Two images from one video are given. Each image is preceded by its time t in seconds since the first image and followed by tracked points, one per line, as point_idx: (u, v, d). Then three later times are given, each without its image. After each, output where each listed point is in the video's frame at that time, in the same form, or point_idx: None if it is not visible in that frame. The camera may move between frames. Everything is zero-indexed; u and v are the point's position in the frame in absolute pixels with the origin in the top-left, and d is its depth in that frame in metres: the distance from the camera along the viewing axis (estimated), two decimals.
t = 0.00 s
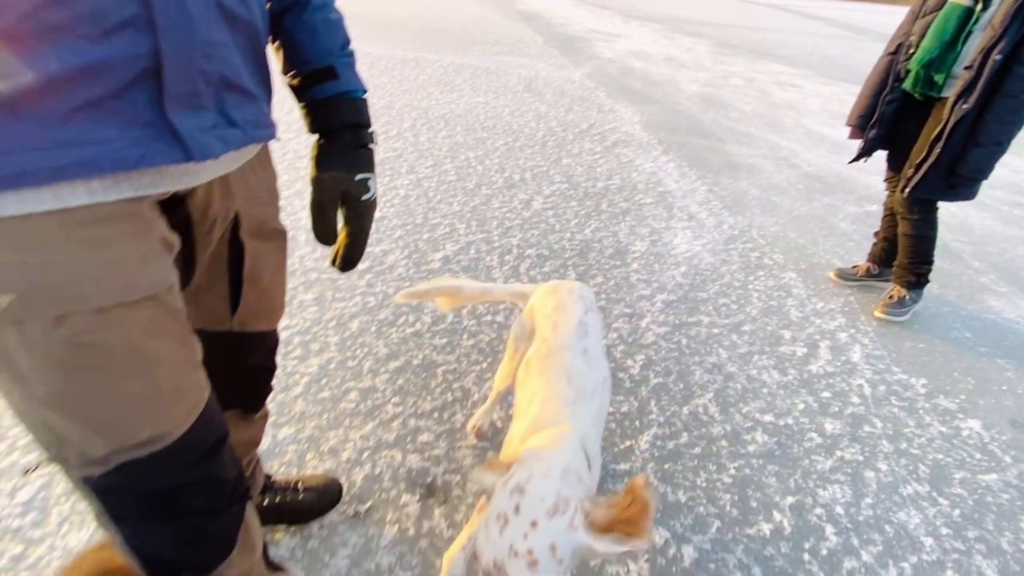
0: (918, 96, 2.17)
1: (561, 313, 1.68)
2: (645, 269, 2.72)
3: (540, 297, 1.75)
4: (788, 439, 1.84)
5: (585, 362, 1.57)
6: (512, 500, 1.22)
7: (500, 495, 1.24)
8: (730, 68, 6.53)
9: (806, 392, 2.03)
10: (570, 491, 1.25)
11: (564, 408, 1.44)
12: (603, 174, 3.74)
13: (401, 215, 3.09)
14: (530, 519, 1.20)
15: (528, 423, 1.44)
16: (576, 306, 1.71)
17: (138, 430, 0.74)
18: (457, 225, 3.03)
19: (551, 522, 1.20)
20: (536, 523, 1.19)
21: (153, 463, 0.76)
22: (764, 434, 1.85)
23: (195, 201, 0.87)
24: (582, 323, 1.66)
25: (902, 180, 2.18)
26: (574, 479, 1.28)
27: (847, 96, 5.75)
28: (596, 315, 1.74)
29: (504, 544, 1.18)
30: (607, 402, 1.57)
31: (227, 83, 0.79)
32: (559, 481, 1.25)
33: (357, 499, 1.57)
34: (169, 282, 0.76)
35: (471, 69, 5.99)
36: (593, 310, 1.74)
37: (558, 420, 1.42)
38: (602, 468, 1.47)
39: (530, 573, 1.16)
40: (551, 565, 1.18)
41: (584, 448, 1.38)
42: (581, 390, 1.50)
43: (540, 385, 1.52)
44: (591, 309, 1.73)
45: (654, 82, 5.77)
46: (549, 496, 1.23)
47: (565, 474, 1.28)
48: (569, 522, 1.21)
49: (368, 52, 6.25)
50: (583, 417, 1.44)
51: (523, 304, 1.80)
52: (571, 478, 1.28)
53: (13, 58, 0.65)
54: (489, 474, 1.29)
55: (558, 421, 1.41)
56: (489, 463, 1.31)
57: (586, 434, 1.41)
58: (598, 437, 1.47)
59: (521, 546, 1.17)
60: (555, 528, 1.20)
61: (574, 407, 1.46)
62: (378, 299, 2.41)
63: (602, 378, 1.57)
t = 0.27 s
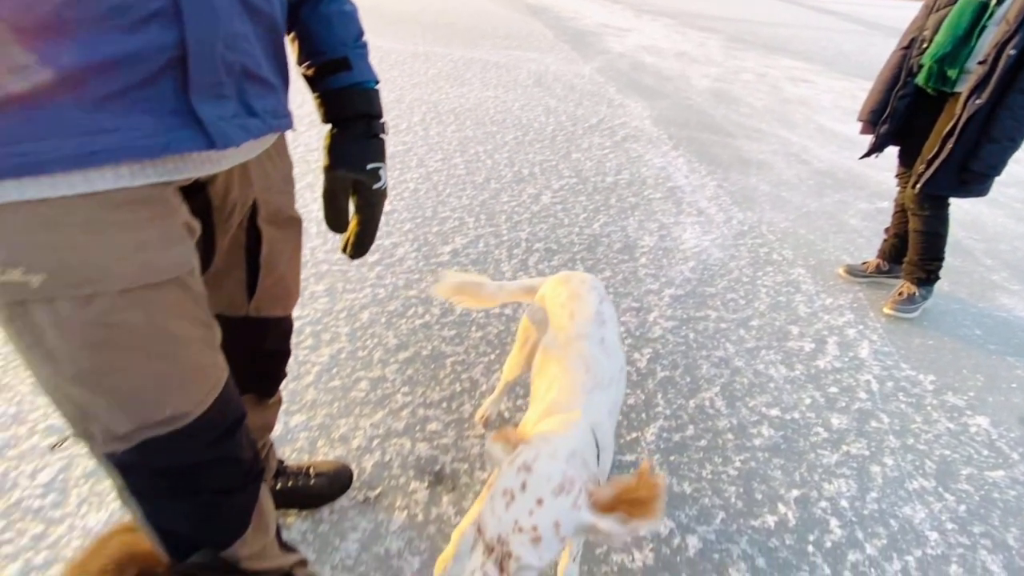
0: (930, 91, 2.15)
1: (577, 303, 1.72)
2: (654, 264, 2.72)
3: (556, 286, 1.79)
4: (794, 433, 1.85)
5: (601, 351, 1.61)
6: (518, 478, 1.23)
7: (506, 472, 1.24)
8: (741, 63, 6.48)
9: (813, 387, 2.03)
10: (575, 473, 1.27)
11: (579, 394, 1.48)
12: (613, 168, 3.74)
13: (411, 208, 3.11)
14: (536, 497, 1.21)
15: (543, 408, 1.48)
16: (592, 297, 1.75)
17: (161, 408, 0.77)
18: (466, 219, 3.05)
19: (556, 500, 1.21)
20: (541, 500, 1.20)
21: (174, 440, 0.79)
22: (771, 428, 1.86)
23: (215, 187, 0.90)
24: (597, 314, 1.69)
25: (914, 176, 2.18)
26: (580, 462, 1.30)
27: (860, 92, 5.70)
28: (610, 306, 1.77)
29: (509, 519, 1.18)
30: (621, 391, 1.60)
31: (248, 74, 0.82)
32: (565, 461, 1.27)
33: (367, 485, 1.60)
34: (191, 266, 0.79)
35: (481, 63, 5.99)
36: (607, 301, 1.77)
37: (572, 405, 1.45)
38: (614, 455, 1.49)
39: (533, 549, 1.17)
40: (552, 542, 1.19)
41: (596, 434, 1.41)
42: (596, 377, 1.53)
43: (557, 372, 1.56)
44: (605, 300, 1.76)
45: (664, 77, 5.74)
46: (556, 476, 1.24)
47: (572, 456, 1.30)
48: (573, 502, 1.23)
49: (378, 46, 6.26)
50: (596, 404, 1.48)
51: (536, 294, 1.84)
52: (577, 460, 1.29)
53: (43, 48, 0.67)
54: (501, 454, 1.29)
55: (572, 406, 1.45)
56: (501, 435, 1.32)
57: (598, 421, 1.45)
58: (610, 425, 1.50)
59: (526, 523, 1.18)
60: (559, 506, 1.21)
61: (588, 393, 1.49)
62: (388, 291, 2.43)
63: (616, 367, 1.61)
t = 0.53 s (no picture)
0: (943, 87, 2.14)
1: (592, 293, 1.75)
2: (661, 259, 2.73)
3: (572, 276, 1.82)
4: (800, 428, 1.86)
5: (615, 340, 1.63)
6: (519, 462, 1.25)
7: (508, 457, 1.27)
8: (752, 58, 6.44)
9: (819, 383, 2.04)
10: (575, 459, 1.30)
11: (591, 382, 1.50)
12: (621, 163, 3.74)
13: (420, 201, 3.13)
14: (535, 481, 1.23)
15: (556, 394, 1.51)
16: (604, 288, 1.77)
17: (179, 388, 0.79)
18: (475, 213, 3.07)
19: (555, 484, 1.24)
20: (541, 485, 1.23)
21: (192, 420, 0.82)
22: (776, 422, 1.87)
23: (234, 173, 0.91)
24: (610, 305, 1.72)
25: (925, 172, 2.17)
26: (581, 448, 1.32)
27: (872, 88, 5.65)
28: (621, 298, 1.80)
29: (509, 503, 1.21)
30: (632, 382, 1.62)
31: (266, 66, 0.84)
32: (566, 447, 1.29)
33: (376, 472, 1.63)
34: (211, 251, 0.81)
35: (491, 57, 5.99)
36: (618, 293, 1.80)
37: (584, 392, 1.48)
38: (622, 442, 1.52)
39: (532, 532, 1.19)
40: (551, 526, 1.22)
41: (604, 422, 1.44)
42: (609, 366, 1.56)
43: (569, 358, 1.59)
44: (616, 292, 1.79)
45: (675, 72, 5.71)
46: (556, 460, 1.26)
47: (574, 442, 1.32)
48: (572, 486, 1.25)
49: (388, 40, 6.27)
50: (607, 392, 1.50)
51: (548, 284, 1.86)
52: (578, 448, 1.31)
53: (72, 37, 0.69)
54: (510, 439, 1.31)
55: (584, 393, 1.47)
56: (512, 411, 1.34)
57: (607, 409, 1.47)
58: (621, 413, 1.52)
59: (526, 506, 1.20)
60: (558, 490, 1.24)
61: (599, 381, 1.51)
62: (397, 283, 2.46)
63: (628, 358, 1.62)
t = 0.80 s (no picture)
0: (955, 83, 2.13)
1: (604, 283, 1.78)
2: (669, 254, 2.73)
3: (584, 268, 1.85)
4: (806, 423, 1.87)
5: (625, 330, 1.66)
6: (517, 455, 1.29)
7: (507, 450, 1.31)
8: (764, 54, 6.39)
9: (825, 378, 2.04)
10: (573, 451, 1.32)
11: (600, 369, 1.54)
12: (630, 159, 3.73)
13: (429, 195, 3.15)
14: (533, 472, 1.26)
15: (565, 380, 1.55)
16: (615, 280, 1.80)
17: (198, 370, 0.82)
18: (483, 207, 3.08)
19: (553, 475, 1.27)
20: (539, 476, 1.25)
21: (209, 401, 0.84)
22: (782, 417, 1.88)
23: (250, 161, 0.93)
24: (621, 296, 1.74)
25: (935, 168, 2.16)
26: (580, 441, 1.35)
27: (885, 84, 5.59)
28: (632, 289, 1.82)
29: (507, 495, 1.24)
30: (643, 370, 1.65)
31: (283, 57, 0.85)
32: (562, 440, 1.32)
33: (384, 460, 1.66)
34: (226, 237, 0.83)
35: (500, 52, 5.98)
36: (628, 285, 1.82)
37: (592, 381, 1.51)
38: (630, 431, 1.54)
39: (530, 523, 1.22)
40: (549, 517, 1.24)
41: (610, 410, 1.47)
42: (618, 355, 1.58)
43: (581, 346, 1.63)
44: (626, 284, 1.81)
45: (685, 67, 5.68)
46: (553, 453, 1.29)
47: (572, 435, 1.35)
48: (569, 478, 1.28)
49: (397, 34, 6.27)
50: (617, 379, 1.54)
51: (560, 276, 1.89)
52: (576, 441, 1.34)
53: (98, 26, 0.71)
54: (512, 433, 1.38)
55: (593, 380, 1.52)
56: (515, 402, 1.43)
57: (615, 397, 1.51)
58: (629, 402, 1.55)
59: (524, 497, 1.23)
60: (555, 481, 1.26)
61: (609, 369, 1.55)
62: (406, 275, 2.48)
63: (640, 346, 1.66)
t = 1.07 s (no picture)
0: (967, 79, 2.11)
1: (613, 275, 1.80)
2: (677, 249, 2.73)
3: (594, 260, 1.87)
4: (811, 418, 1.87)
5: (635, 320, 1.68)
6: (516, 451, 1.30)
7: (506, 446, 1.32)
8: (775, 49, 6.34)
9: (832, 374, 2.04)
10: (573, 447, 1.33)
11: (607, 359, 1.56)
12: (639, 154, 3.73)
13: (438, 189, 3.17)
14: (532, 468, 1.27)
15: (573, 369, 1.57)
16: (625, 272, 1.82)
17: (215, 352, 0.84)
18: (491, 201, 3.09)
19: (552, 471, 1.28)
20: (538, 472, 1.27)
21: (224, 383, 0.87)
22: (787, 412, 1.89)
23: (265, 150, 0.95)
24: (631, 287, 1.76)
25: (946, 165, 2.15)
26: (578, 438, 1.36)
27: (897, 81, 5.54)
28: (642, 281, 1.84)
29: (507, 490, 1.26)
30: (652, 359, 1.67)
31: (299, 48, 0.87)
32: (561, 436, 1.33)
33: (392, 449, 1.68)
34: (243, 223, 0.85)
35: (509, 46, 5.97)
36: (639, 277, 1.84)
37: (600, 370, 1.54)
38: (637, 420, 1.56)
39: (529, 518, 1.24)
40: (547, 512, 1.26)
41: (615, 401, 1.49)
42: (626, 345, 1.60)
43: (590, 335, 1.65)
44: (637, 276, 1.84)
45: (695, 62, 5.65)
46: (552, 448, 1.30)
47: (571, 432, 1.35)
48: (567, 474, 1.28)
49: (407, 28, 6.27)
50: (624, 369, 1.56)
51: (570, 267, 1.91)
52: (574, 438, 1.35)
53: (119, 17, 0.72)
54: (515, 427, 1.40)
55: (600, 370, 1.54)
56: (514, 399, 1.43)
57: (620, 387, 1.52)
58: (636, 390, 1.57)
59: (523, 492, 1.25)
60: (554, 478, 1.27)
61: (616, 358, 1.57)
62: (414, 268, 2.50)
63: (649, 335, 1.68)
